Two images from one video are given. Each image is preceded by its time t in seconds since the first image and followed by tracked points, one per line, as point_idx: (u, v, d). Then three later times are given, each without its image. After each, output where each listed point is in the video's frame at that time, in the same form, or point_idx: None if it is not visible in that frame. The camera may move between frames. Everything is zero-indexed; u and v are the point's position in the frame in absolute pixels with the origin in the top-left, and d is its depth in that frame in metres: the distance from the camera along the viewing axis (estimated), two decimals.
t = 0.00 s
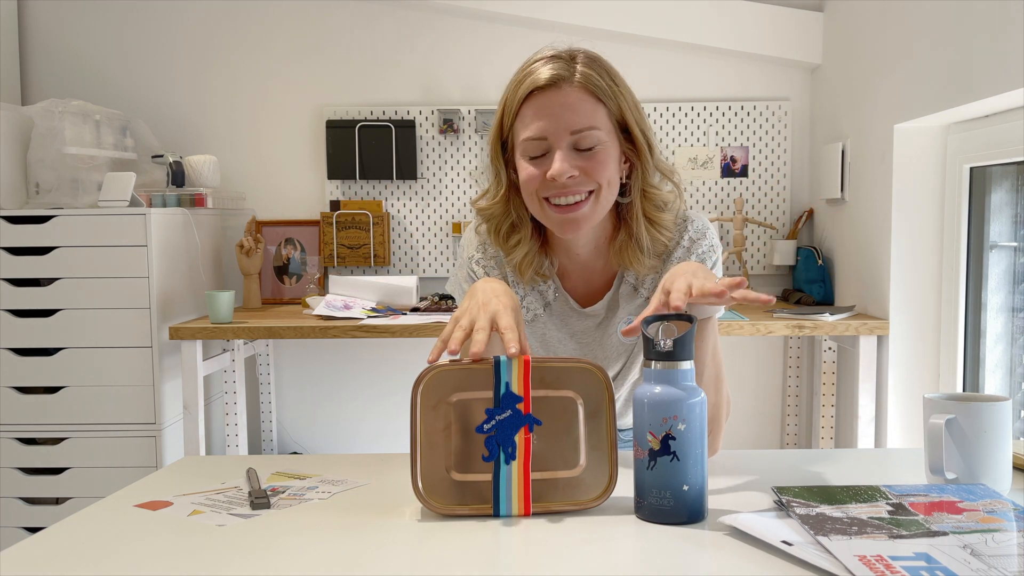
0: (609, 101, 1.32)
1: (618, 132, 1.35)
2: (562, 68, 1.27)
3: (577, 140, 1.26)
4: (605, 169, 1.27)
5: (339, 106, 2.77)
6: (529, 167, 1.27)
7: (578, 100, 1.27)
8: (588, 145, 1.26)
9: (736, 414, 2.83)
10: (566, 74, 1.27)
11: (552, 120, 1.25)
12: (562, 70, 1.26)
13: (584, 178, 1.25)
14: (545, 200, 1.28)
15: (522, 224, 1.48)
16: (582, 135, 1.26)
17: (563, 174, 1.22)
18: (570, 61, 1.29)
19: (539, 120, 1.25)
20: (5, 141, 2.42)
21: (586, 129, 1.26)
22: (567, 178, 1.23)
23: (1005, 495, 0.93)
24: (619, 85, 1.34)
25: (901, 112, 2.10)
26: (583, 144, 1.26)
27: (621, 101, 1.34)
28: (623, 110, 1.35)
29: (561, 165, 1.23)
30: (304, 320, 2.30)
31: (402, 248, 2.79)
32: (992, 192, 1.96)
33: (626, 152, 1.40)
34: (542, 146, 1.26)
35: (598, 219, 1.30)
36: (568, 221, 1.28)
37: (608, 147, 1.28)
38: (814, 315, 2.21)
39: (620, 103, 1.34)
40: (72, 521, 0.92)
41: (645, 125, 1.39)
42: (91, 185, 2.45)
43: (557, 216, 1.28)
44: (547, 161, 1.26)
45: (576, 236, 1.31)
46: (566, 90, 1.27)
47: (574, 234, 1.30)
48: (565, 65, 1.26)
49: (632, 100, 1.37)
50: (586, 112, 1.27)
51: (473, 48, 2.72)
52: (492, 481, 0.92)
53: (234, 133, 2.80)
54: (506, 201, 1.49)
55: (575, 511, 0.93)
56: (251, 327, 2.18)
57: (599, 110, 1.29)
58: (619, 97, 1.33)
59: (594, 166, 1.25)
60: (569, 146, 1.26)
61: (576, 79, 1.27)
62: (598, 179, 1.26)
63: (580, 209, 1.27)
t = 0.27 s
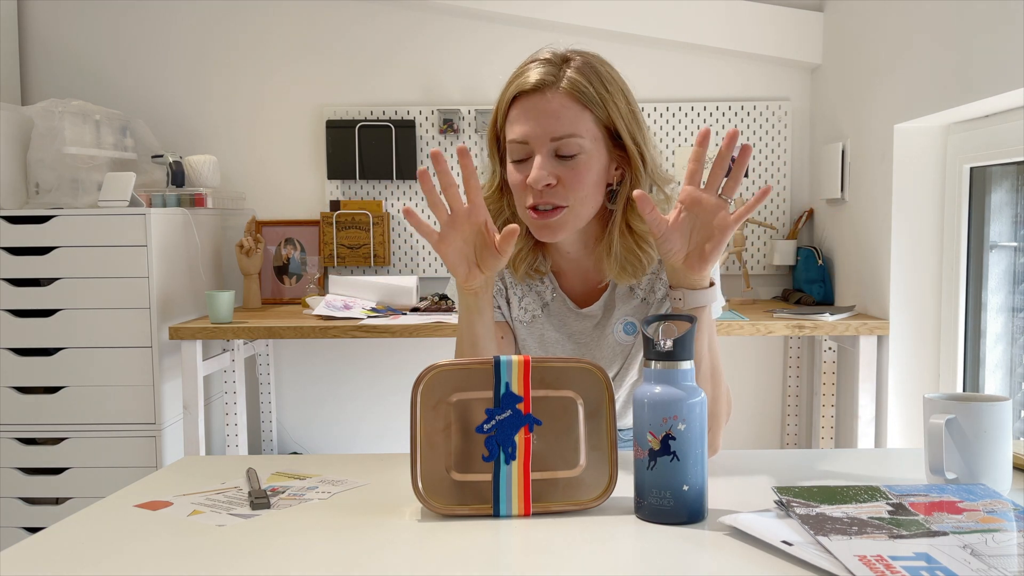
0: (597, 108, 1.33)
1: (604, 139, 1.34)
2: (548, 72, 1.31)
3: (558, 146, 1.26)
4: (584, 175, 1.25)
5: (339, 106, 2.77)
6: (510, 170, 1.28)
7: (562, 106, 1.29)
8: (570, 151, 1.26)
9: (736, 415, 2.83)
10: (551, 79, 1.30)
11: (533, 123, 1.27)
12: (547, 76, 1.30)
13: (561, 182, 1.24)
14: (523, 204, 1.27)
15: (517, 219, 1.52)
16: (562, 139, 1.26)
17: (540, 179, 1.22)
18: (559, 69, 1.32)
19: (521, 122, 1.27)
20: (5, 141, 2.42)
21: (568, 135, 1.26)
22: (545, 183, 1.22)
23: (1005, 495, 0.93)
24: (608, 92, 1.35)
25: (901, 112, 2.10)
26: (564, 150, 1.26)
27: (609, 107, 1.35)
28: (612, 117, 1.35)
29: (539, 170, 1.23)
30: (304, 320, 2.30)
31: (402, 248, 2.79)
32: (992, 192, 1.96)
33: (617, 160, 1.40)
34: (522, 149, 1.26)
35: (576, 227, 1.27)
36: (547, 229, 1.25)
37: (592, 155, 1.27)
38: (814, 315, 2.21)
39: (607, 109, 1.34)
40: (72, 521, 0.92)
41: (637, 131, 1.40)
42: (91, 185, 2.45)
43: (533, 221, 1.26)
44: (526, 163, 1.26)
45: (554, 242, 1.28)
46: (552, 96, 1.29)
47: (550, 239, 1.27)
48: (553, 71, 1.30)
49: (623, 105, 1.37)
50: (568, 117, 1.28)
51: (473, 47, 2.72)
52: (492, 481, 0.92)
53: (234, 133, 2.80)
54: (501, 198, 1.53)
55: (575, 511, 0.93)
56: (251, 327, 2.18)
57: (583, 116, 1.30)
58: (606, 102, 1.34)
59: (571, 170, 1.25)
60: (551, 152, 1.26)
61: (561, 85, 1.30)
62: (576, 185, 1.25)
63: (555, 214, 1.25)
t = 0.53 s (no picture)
0: (581, 105, 1.31)
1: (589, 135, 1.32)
2: (528, 74, 1.29)
3: (541, 145, 1.26)
4: (570, 172, 1.26)
5: (339, 106, 2.77)
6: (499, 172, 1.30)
7: (544, 105, 1.28)
8: (553, 150, 1.26)
9: (736, 415, 2.83)
10: (531, 81, 1.29)
11: (516, 127, 1.27)
12: (527, 78, 1.28)
13: (547, 182, 1.25)
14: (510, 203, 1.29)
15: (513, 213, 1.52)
16: (545, 141, 1.26)
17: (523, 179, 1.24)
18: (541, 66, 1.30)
19: (503, 123, 1.28)
20: (5, 141, 2.42)
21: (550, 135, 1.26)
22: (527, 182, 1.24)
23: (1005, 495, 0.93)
24: (591, 89, 1.33)
25: (901, 112, 2.10)
26: (547, 149, 1.26)
27: (593, 104, 1.32)
28: (598, 113, 1.33)
29: (521, 170, 1.24)
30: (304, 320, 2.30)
31: (402, 248, 2.79)
32: (992, 192, 1.96)
33: (607, 154, 1.38)
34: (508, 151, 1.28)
35: (566, 223, 1.29)
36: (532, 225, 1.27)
37: (575, 152, 1.27)
38: (814, 315, 2.21)
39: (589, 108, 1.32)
40: (72, 522, 0.92)
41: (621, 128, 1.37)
42: (91, 185, 2.45)
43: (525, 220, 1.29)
44: (513, 165, 1.27)
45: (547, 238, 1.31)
46: (535, 94, 1.28)
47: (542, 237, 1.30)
48: (534, 70, 1.29)
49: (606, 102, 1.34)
50: (549, 118, 1.27)
51: (473, 48, 2.72)
52: (492, 481, 0.92)
53: (234, 133, 2.80)
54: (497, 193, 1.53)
55: (575, 511, 0.93)
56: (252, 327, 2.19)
57: (565, 116, 1.29)
58: (588, 99, 1.32)
59: (557, 171, 1.26)
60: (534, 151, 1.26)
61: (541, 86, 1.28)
62: (562, 184, 1.26)
63: (545, 214, 1.28)
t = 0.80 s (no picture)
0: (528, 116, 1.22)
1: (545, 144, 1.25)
2: (476, 89, 1.24)
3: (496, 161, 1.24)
4: (526, 183, 1.25)
5: (339, 106, 2.77)
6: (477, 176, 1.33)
7: (488, 124, 1.23)
8: (507, 165, 1.24)
9: (736, 415, 2.83)
10: (477, 97, 1.24)
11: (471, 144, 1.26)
12: (472, 96, 1.24)
13: (507, 194, 1.26)
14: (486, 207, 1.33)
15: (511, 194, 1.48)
16: (495, 159, 1.24)
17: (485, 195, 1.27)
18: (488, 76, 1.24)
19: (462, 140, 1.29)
20: (5, 141, 2.42)
21: (501, 151, 1.23)
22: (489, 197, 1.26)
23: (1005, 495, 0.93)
24: (542, 93, 1.23)
25: (901, 112, 2.10)
26: (501, 165, 1.24)
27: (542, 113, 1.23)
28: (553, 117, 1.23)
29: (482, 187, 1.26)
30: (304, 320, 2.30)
31: (402, 248, 2.79)
32: (992, 192, 1.96)
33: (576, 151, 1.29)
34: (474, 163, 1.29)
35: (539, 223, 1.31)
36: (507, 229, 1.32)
37: (530, 163, 1.24)
38: (814, 315, 2.21)
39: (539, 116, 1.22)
40: (72, 522, 0.92)
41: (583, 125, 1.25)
42: (91, 185, 2.45)
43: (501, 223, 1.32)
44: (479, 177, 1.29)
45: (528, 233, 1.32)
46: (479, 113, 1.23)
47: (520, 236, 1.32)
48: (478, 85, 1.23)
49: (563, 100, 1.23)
50: (495, 137, 1.23)
51: (473, 48, 2.72)
52: (492, 481, 0.92)
53: (234, 133, 2.80)
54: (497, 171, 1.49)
55: (575, 511, 0.93)
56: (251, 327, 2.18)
57: (511, 132, 1.23)
58: (538, 106, 1.22)
59: (512, 184, 1.25)
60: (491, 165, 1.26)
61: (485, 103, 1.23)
62: (522, 195, 1.26)
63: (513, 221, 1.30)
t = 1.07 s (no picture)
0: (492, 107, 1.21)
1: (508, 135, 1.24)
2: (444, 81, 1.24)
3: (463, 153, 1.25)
4: (494, 173, 1.26)
5: (340, 106, 2.77)
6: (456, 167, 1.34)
7: (453, 117, 1.24)
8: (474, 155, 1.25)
9: (736, 415, 2.83)
10: (445, 91, 1.24)
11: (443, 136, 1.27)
12: (441, 88, 1.24)
13: (478, 184, 1.27)
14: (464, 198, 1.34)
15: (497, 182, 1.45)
16: (462, 150, 1.24)
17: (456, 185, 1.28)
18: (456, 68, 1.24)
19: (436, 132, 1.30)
20: (5, 141, 2.42)
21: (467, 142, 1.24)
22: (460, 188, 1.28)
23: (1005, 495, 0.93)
24: (500, 85, 1.21)
25: (901, 112, 2.10)
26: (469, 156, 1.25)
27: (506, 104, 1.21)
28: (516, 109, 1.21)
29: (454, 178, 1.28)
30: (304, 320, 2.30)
31: (402, 248, 2.79)
32: (992, 192, 1.96)
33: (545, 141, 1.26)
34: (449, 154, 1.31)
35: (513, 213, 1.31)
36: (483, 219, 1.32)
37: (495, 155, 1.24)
38: (814, 315, 2.22)
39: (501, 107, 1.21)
40: (72, 522, 0.92)
41: (541, 115, 1.22)
42: (91, 185, 2.45)
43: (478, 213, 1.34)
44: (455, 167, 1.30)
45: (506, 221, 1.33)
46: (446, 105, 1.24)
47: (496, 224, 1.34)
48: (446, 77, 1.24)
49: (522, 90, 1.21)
50: (461, 128, 1.23)
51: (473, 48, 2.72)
52: (492, 481, 0.92)
53: (234, 133, 2.80)
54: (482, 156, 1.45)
55: (575, 510, 0.93)
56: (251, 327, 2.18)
57: (476, 122, 1.23)
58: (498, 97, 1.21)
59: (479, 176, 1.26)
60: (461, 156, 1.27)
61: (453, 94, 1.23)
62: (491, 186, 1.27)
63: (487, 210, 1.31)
